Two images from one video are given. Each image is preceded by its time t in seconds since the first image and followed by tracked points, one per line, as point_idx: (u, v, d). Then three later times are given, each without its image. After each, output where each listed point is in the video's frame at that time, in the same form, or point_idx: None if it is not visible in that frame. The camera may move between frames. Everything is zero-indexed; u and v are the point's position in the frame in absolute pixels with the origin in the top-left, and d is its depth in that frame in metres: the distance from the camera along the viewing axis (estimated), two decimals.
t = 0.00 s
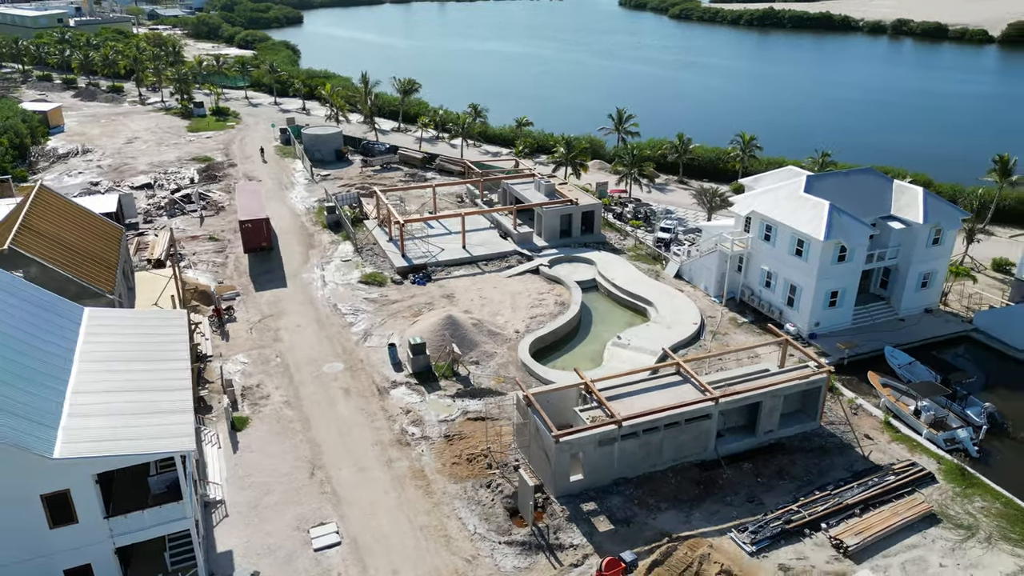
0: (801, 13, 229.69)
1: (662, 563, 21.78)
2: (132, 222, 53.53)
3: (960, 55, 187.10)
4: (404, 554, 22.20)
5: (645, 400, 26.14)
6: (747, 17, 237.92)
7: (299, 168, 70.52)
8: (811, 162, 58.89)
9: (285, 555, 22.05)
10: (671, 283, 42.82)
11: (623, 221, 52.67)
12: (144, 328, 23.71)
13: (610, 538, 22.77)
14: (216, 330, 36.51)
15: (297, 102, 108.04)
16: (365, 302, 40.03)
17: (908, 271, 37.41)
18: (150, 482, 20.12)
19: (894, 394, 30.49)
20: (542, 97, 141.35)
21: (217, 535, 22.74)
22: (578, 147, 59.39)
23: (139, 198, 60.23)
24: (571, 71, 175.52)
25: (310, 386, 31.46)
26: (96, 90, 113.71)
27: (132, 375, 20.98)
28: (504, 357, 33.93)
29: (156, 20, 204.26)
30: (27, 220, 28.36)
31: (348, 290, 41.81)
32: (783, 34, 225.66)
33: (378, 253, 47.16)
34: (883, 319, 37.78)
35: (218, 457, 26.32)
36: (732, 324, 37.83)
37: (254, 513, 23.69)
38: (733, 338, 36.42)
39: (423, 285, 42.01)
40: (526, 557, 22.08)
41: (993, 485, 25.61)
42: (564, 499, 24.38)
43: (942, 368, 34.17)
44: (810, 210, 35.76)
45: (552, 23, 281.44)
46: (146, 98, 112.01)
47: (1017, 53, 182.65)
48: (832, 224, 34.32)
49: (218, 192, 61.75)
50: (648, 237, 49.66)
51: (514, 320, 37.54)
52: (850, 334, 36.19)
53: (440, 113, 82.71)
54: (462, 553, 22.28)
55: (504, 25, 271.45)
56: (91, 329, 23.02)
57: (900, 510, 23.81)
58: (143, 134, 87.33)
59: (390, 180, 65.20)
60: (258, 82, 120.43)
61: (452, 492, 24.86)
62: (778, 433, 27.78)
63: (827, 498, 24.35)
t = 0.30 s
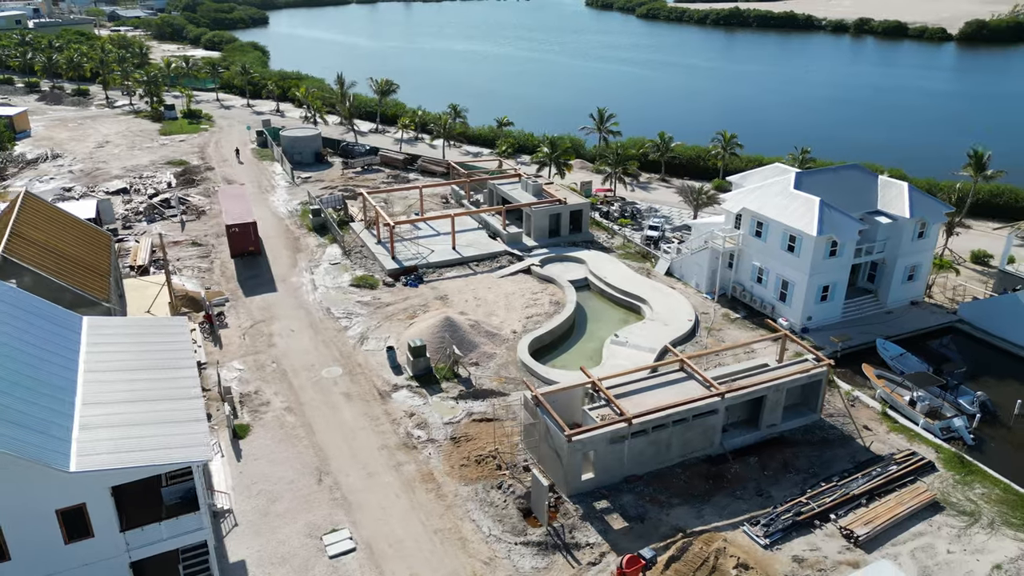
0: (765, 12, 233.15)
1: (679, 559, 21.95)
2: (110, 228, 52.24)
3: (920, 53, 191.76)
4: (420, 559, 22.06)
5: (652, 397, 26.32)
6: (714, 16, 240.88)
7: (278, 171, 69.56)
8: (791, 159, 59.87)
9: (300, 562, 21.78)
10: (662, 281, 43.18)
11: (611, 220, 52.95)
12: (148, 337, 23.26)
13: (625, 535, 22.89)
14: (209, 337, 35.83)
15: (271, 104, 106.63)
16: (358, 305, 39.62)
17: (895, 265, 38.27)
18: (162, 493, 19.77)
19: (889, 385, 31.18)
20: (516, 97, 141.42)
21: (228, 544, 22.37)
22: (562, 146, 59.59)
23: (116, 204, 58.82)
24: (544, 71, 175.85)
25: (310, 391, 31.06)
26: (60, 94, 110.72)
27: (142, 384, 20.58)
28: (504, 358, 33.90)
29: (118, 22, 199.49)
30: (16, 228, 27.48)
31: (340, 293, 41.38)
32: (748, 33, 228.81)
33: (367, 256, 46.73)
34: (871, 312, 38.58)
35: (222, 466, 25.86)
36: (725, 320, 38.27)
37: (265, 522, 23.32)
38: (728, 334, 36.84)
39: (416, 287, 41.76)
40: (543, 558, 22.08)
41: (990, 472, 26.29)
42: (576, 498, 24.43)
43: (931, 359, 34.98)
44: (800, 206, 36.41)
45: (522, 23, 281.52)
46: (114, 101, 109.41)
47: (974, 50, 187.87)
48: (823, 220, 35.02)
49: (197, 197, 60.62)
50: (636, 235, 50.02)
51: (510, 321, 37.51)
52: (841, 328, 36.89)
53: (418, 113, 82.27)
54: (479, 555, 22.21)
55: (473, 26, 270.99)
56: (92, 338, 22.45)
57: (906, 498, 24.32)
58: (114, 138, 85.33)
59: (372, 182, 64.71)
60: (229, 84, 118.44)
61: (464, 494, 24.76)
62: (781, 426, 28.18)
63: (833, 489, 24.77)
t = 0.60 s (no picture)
0: (731, 12, 236.36)
1: (695, 553, 22.14)
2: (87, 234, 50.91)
3: (882, 51, 196.11)
4: (437, 562, 21.94)
5: (659, 394, 26.51)
6: (680, 16, 243.59)
7: (256, 174, 68.53)
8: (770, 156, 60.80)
9: (315, 570, 21.49)
10: (653, 278, 43.52)
11: (597, 219, 53.17)
12: (150, 344, 22.66)
13: (640, 532, 23.01)
14: (201, 344, 35.17)
15: (243, 106, 104.99)
16: (351, 308, 39.23)
17: (881, 259, 39.13)
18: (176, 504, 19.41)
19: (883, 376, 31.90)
20: (490, 97, 141.35)
21: (240, 554, 21.99)
22: (545, 146, 59.72)
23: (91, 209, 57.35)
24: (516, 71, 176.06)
25: (310, 397, 30.66)
26: (23, 97, 107.62)
27: (150, 392, 20.08)
28: (503, 358, 33.86)
29: (78, 23, 194.57)
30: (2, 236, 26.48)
31: (331, 297, 40.92)
32: (715, 33, 231.90)
33: (355, 259, 46.27)
34: (858, 306, 39.40)
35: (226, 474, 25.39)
36: (718, 316, 38.70)
37: (275, 530, 22.97)
38: (722, 330, 37.27)
39: (408, 289, 41.50)
40: (560, 557, 22.10)
41: (986, 459, 27.01)
42: (588, 496, 24.50)
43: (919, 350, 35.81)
44: (790, 202, 37.01)
45: (490, 24, 281.38)
46: (79, 104, 106.73)
47: (933, 48, 192.73)
48: (813, 216, 35.65)
49: (175, 201, 59.36)
50: (624, 234, 50.36)
51: (506, 321, 37.48)
52: (831, 322, 37.60)
53: (396, 114, 81.80)
54: (496, 557, 22.16)
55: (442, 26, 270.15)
56: (93, 346, 21.83)
57: (909, 487, 24.87)
58: (83, 142, 83.26)
59: (354, 184, 64.16)
60: (198, 86, 116.38)
61: (475, 496, 24.68)
62: (782, 420, 28.61)
63: (839, 480, 25.22)
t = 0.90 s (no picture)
0: (697, 12, 238.95)
1: (710, 548, 22.34)
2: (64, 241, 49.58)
3: (845, 49, 199.97)
4: (454, 565, 21.84)
5: (664, 390, 26.71)
6: (647, 15, 245.71)
7: (234, 177, 67.43)
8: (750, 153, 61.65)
9: None
10: (643, 276, 43.82)
11: (584, 218, 53.34)
12: (152, 352, 22.18)
13: (653, 528, 23.16)
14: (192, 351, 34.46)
15: (215, 108, 103.32)
16: (344, 312, 38.83)
17: (867, 253, 39.97)
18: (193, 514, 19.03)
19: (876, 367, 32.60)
20: (463, 97, 141.05)
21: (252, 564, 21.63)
22: (529, 146, 59.80)
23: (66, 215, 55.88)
24: (488, 71, 175.98)
25: (310, 402, 30.28)
26: None
27: (159, 401, 19.71)
28: (502, 358, 33.81)
29: (35, 24, 189.20)
30: None
31: (322, 300, 40.45)
32: (682, 32, 234.46)
33: (344, 262, 45.80)
34: (846, 299, 40.18)
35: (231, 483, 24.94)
36: (711, 313, 39.15)
37: (286, 539, 22.65)
38: (715, 326, 37.70)
39: (400, 291, 41.22)
40: (576, 556, 22.13)
41: (980, 446, 27.74)
42: (599, 494, 24.61)
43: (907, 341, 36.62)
44: (780, 199, 37.58)
45: (459, 24, 280.78)
46: (43, 108, 103.98)
47: (895, 46, 197.12)
48: (803, 212, 36.26)
49: (153, 206, 58.08)
50: (611, 232, 50.63)
51: (501, 321, 37.44)
52: (821, 316, 38.31)
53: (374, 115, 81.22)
54: (513, 558, 22.12)
55: (410, 26, 268.71)
56: (96, 353, 21.32)
57: (910, 476, 25.42)
58: (51, 147, 81.13)
59: (336, 186, 63.53)
60: (167, 89, 114.12)
61: (486, 497, 24.62)
62: (783, 413, 29.02)
63: (842, 471, 25.68)
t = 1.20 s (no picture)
0: (664, 11, 240.98)
1: (723, 542, 22.59)
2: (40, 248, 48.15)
3: (810, 47, 203.42)
4: (470, 567, 21.74)
5: (669, 387, 26.93)
6: (615, 15, 247.25)
7: (211, 180, 66.20)
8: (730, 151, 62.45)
9: None
10: (633, 274, 44.13)
11: (571, 217, 53.48)
12: (158, 360, 21.72)
13: (665, 524, 23.34)
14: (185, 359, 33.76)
15: (185, 111, 101.30)
16: (337, 315, 38.43)
17: (853, 247, 40.80)
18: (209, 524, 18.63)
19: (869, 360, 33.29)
20: (437, 97, 140.40)
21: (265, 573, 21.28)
22: (512, 146, 59.77)
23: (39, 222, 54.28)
24: (459, 71, 175.38)
25: (310, 407, 29.90)
26: None
27: (171, 411, 19.31)
28: (501, 359, 33.78)
29: None
30: None
31: (314, 304, 39.98)
32: (649, 32, 236.37)
33: (332, 265, 45.30)
34: (833, 294, 40.96)
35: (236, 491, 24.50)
36: (703, 309, 39.56)
37: (298, 547, 22.33)
38: (709, 322, 38.11)
39: (392, 294, 40.94)
40: (592, 554, 22.20)
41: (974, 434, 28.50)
42: (609, 492, 24.71)
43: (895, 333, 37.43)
44: (769, 195, 38.18)
45: (427, 24, 279.42)
46: (5, 112, 100.87)
47: (857, 45, 201.11)
48: (793, 208, 36.87)
49: (130, 211, 56.66)
50: (598, 231, 50.90)
51: (497, 322, 37.41)
52: (810, 310, 39.00)
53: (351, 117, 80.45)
54: (529, 558, 22.09)
55: (378, 26, 266.64)
56: (98, 364, 20.72)
57: (910, 465, 26.00)
58: (17, 152, 78.76)
59: (317, 188, 62.81)
60: (134, 91, 111.56)
61: (497, 498, 24.56)
62: (783, 407, 29.47)
63: (845, 462, 26.15)
